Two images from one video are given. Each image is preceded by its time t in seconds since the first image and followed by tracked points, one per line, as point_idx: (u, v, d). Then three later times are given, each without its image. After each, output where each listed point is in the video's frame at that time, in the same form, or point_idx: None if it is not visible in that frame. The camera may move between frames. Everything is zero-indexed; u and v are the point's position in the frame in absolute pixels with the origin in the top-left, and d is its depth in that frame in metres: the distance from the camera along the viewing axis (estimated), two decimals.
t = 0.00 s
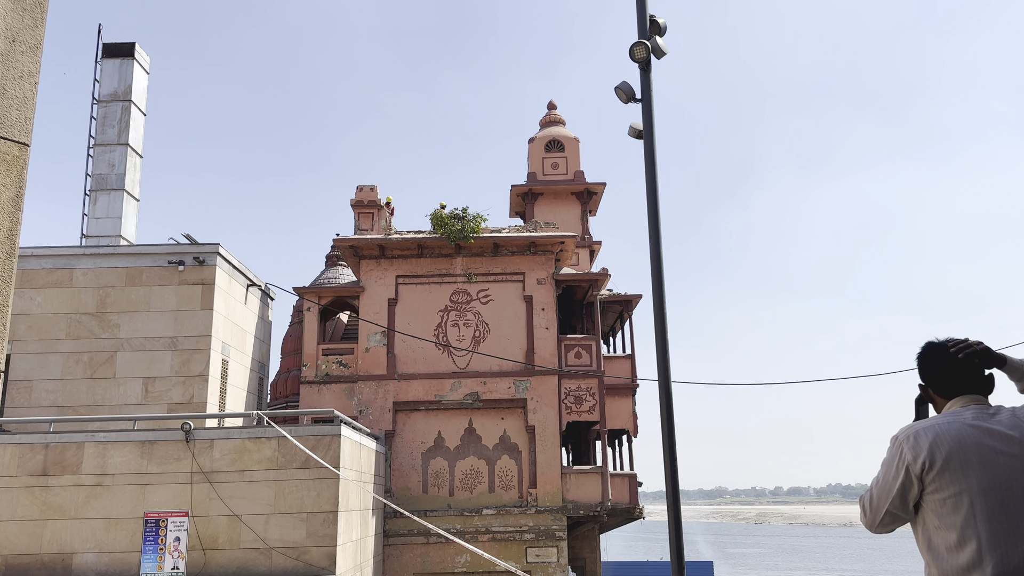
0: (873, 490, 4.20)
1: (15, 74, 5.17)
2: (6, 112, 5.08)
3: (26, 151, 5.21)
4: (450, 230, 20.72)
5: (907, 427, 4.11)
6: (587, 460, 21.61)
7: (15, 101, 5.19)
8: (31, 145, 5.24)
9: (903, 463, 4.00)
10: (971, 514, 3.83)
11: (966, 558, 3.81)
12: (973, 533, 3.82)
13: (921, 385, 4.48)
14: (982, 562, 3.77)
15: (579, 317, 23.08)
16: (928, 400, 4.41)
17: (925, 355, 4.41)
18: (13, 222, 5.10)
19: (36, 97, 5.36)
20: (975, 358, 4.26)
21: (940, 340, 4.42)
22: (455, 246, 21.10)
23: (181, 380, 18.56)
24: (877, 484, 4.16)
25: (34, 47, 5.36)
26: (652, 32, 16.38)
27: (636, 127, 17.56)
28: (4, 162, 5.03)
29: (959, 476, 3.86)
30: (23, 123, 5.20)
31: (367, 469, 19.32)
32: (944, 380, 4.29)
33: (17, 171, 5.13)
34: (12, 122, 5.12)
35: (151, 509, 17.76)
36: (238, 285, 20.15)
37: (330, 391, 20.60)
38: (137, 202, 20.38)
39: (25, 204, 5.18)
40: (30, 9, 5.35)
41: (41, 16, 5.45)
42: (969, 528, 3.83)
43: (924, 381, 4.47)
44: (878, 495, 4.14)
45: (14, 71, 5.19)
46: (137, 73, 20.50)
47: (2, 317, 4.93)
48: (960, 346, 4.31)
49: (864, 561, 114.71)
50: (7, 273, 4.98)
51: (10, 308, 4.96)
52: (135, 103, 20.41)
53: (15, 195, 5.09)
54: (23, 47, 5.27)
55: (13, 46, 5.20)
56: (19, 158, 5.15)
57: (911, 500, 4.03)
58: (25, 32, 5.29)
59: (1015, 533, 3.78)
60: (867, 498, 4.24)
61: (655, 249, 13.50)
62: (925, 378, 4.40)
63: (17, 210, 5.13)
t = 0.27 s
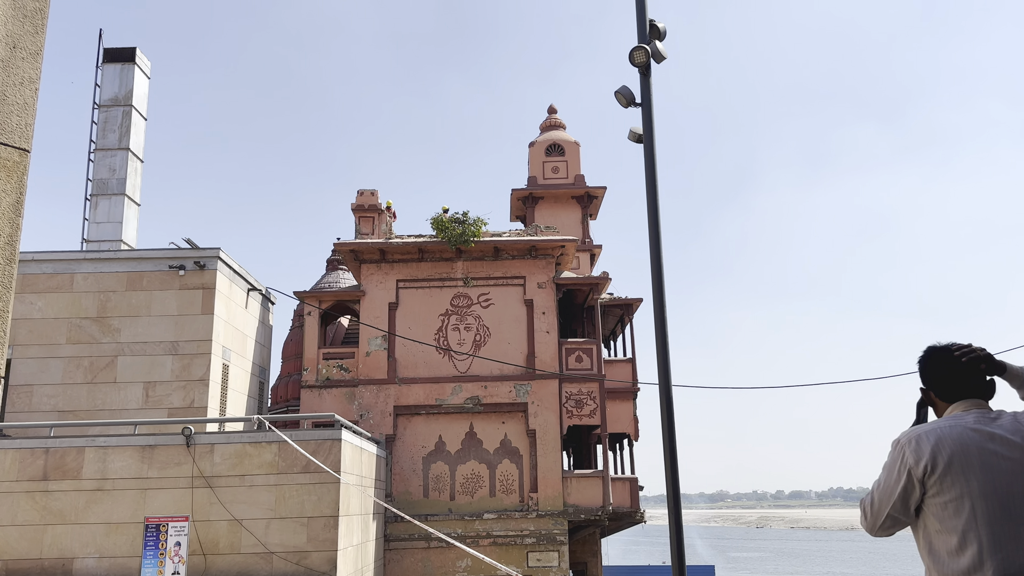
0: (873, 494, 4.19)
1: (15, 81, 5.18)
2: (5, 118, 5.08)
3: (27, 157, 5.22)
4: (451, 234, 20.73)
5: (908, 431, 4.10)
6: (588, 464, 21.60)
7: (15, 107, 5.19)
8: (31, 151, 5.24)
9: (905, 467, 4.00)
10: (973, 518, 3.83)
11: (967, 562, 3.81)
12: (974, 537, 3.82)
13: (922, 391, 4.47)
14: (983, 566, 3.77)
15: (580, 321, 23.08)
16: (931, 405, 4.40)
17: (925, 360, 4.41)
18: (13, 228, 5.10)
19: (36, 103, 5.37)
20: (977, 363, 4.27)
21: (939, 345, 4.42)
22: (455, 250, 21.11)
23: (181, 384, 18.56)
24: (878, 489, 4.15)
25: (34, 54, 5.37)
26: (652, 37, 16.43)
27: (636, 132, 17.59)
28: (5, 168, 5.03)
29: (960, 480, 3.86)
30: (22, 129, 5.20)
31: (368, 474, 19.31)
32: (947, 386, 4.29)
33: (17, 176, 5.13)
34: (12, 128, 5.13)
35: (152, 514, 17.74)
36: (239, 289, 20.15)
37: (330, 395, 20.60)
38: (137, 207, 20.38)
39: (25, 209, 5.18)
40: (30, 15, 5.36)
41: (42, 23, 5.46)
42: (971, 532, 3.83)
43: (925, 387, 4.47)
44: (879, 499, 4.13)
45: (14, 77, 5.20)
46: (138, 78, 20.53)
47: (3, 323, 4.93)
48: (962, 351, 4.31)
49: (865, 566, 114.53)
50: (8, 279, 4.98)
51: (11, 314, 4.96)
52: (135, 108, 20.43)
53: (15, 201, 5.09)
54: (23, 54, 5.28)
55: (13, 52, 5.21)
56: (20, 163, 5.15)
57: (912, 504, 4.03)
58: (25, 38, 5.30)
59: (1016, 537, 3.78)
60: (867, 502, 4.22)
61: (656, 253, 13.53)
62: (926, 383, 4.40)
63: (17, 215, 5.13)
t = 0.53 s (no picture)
0: (886, 500, 4.18)
1: (20, 92, 5.21)
2: (10, 128, 5.11)
3: (32, 168, 5.24)
4: (451, 239, 20.74)
5: (923, 437, 4.09)
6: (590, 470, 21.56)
7: (20, 118, 5.22)
8: (36, 162, 5.26)
9: (920, 475, 3.99)
10: (988, 526, 3.83)
11: (981, 571, 3.81)
12: (989, 546, 3.81)
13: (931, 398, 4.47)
14: None
15: (581, 327, 23.07)
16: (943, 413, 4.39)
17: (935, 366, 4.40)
18: (18, 239, 5.11)
19: (41, 114, 5.39)
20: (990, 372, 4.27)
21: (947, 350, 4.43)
22: (456, 255, 21.12)
23: (183, 391, 18.57)
24: (890, 494, 4.14)
25: (39, 65, 5.39)
26: (652, 43, 16.48)
27: (636, 138, 17.63)
28: (9, 178, 5.05)
29: (977, 488, 3.86)
30: (27, 140, 5.23)
31: (369, 480, 19.29)
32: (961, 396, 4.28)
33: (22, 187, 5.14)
34: (16, 138, 5.15)
35: (153, 520, 17.73)
36: (240, 295, 20.16)
37: (331, 401, 20.57)
38: (139, 214, 20.42)
39: (30, 219, 5.20)
40: (35, 27, 5.38)
41: (47, 34, 5.49)
42: (985, 541, 3.83)
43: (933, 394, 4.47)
44: (892, 505, 4.12)
45: (20, 89, 5.22)
46: (139, 86, 20.59)
47: (6, 331, 4.94)
48: (974, 359, 4.31)
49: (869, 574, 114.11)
50: (12, 288, 4.99)
51: (14, 323, 4.97)
52: (137, 115, 20.48)
53: (21, 211, 5.10)
54: (28, 65, 5.30)
55: (18, 63, 5.23)
56: (25, 174, 5.17)
57: (926, 511, 4.02)
58: (30, 50, 5.32)
59: None
60: (878, 506, 4.22)
61: (657, 258, 13.54)
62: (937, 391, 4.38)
63: (22, 226, 5.15)
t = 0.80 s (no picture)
0: (910, 505, 4.13)
1: (23, 101, 5.22)
2: (13, 137, 5.12)
3: (35, 177, 5.25)
4: (452, 244, 20.75)
5: (950, 444, 4.08)
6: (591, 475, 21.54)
7: (24, 127, 5.23)
8: (39, 171, 5.27)
9: (953, 481, 3.96)
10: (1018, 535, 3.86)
11: None
12: (1018, 554, 3.85)
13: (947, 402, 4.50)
14: None
15: (582, 331, 23.07)
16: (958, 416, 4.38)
17: (949, 367, 4.44)
18: (22, 248, 5.11)
19: (45, 123, 5.40)
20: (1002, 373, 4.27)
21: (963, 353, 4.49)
22: (457, 260, 21.13)
23: (184, 396, 18.56)
24: (916, 500, 4.09)
25: (43, 74, 5.40)
26: (652, 49, 16.52)
27: (637, 143, 17.66)
28: (13, 187, 5.06)
29: (1009, 496, 3.88)
30: (31, 149, 5.24)
31: (370, 485, 19.27)
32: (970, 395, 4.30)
33: (26, 196, 5.15)
34: (20, 147, 5.16)
35: (154, 526, 17.73)
36: (241, 300, 20.16)
37: (332, 406, 20.57)
38: (140, 219, 20.43)
39: (34, 228, 5.20)
40: (39, 36, 5.39)
41: (51, 44, 5.50)
42: (1014, 549, 3.86)
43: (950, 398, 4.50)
44: (919, 511, 4.08)
45: (23, 98, 5.23)
46: (141, 91, 20.62)
47: (9, 338, 4.95)
48: (984, 358, 4.34)
49: None
50: (15, 296, 5.00)
51: (18, 330, 4.97)
52: (139, 121, 20.51)
53: (24, 220, 5.11)
54: (32, 74, 5.31)
55: (22, 73, 5.25)
56: (28, 183, 5.18)
57: (954, 518, 4.00)
58: (34, 59, 5.33)
59: None
60: (901, 512, 4.17)
61: (658, 264, 13.56)
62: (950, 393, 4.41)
63: (26, 235, 5.15)
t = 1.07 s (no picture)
0: (938, 505, 4.11)
1: (25, 105, 5.23)
2: (16, 141, 5.14)
3: (37, 181, 5.27)
4: (452, 248, 20.76)
5: (979, 443, 4.10)
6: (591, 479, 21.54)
7: (26, 131, 5.25)
8: (41, 175, 5.29)
9: (986, 480, 3.98)
10: None
11: None
12: None
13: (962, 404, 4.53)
14: None
15: (582, 335, 23.07)
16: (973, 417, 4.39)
17: (965, 368, 4.47)
18: (24, 251, 5.13)
19: (47, 127, 5.42)
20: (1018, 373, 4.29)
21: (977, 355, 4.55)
22: (457, 264, 21.13)
23: (183, 400, 18.57)
24: (947, 499, 4.08)
25: (44, 78, 5.41)
26: (651, 53, 16.55)
27: (636, 147, 17.69)
28: (15, 191, 5.08)
29: None
30: (33, 153, 5.25)
31: (370, 489, 19.26)
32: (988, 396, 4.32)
33: (28, 200, 5.16)
34: (22, 151, 5.18)
35: (154, 529, 17.74)
36: (241, 304, 20.16)
37: (332, 410, 20.55)
38: (140, 223, 20.43)
39: (36, 231, 5.21)
40: (41, 41, 5.41)
41: (53, 48, 5.52)
42: None
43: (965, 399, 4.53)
44: (950, 510, 4.06)
45: (25, 102, 5.25)
46: (141, 95, 20.64)
47: (10, 341, 4.96)
48: (998, 358, 4.37)
49: None
50: (17, 300, 5.01)
51: (20, 333, 4.99)
52: (139, 125, 20.52)
53: (26, 224, 5.12)
54: (34, 78, 5.33)
55: (24, 77, 5.26)
56: (30, 187, 5.20)
57: (984, 517, 4.02)
58: (36, 64, 5.35)
59: None
60: (929, 512, 4.15)
61: (658, 268, 13.59)
62: (967, 394, 4.43)
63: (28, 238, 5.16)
